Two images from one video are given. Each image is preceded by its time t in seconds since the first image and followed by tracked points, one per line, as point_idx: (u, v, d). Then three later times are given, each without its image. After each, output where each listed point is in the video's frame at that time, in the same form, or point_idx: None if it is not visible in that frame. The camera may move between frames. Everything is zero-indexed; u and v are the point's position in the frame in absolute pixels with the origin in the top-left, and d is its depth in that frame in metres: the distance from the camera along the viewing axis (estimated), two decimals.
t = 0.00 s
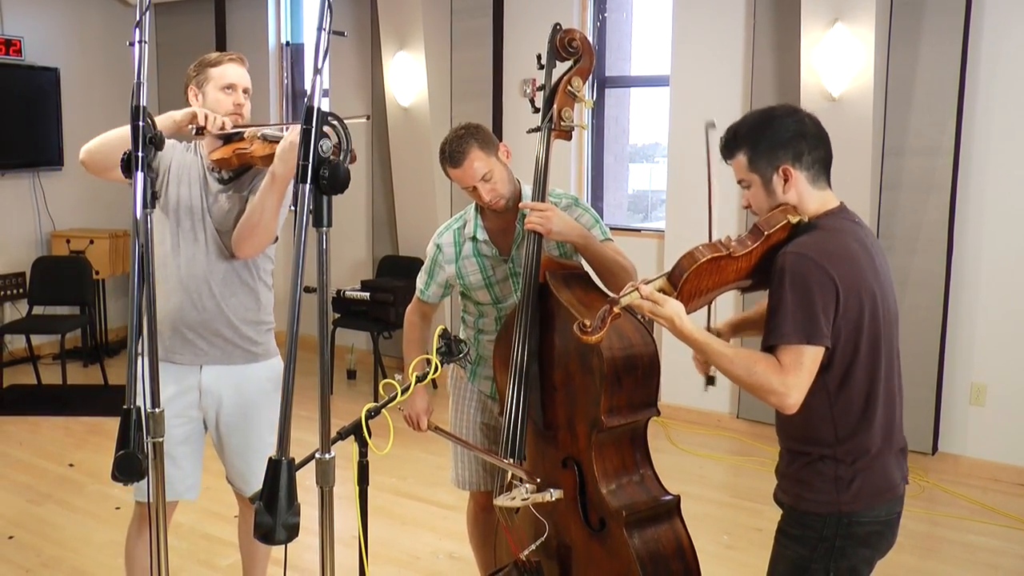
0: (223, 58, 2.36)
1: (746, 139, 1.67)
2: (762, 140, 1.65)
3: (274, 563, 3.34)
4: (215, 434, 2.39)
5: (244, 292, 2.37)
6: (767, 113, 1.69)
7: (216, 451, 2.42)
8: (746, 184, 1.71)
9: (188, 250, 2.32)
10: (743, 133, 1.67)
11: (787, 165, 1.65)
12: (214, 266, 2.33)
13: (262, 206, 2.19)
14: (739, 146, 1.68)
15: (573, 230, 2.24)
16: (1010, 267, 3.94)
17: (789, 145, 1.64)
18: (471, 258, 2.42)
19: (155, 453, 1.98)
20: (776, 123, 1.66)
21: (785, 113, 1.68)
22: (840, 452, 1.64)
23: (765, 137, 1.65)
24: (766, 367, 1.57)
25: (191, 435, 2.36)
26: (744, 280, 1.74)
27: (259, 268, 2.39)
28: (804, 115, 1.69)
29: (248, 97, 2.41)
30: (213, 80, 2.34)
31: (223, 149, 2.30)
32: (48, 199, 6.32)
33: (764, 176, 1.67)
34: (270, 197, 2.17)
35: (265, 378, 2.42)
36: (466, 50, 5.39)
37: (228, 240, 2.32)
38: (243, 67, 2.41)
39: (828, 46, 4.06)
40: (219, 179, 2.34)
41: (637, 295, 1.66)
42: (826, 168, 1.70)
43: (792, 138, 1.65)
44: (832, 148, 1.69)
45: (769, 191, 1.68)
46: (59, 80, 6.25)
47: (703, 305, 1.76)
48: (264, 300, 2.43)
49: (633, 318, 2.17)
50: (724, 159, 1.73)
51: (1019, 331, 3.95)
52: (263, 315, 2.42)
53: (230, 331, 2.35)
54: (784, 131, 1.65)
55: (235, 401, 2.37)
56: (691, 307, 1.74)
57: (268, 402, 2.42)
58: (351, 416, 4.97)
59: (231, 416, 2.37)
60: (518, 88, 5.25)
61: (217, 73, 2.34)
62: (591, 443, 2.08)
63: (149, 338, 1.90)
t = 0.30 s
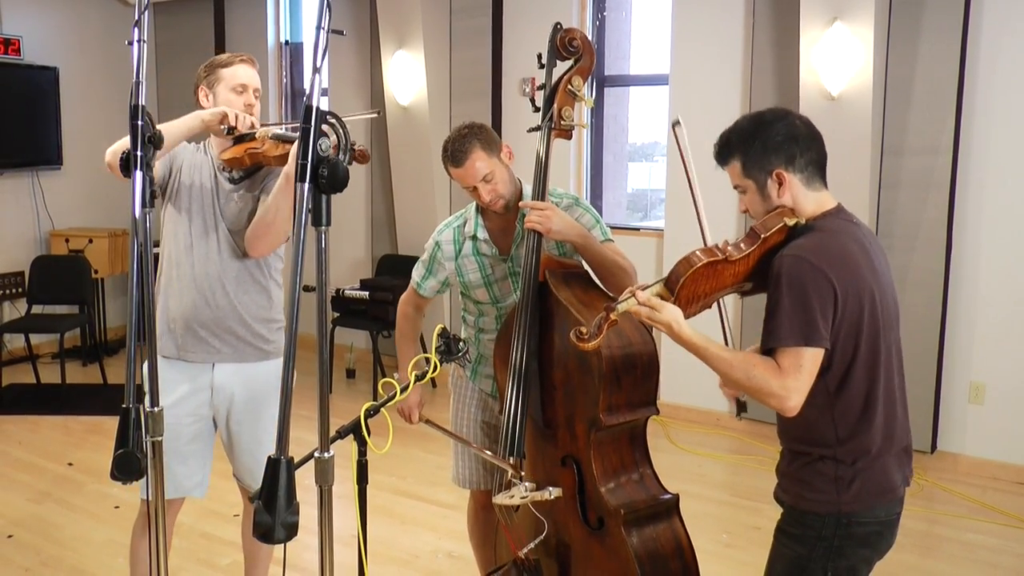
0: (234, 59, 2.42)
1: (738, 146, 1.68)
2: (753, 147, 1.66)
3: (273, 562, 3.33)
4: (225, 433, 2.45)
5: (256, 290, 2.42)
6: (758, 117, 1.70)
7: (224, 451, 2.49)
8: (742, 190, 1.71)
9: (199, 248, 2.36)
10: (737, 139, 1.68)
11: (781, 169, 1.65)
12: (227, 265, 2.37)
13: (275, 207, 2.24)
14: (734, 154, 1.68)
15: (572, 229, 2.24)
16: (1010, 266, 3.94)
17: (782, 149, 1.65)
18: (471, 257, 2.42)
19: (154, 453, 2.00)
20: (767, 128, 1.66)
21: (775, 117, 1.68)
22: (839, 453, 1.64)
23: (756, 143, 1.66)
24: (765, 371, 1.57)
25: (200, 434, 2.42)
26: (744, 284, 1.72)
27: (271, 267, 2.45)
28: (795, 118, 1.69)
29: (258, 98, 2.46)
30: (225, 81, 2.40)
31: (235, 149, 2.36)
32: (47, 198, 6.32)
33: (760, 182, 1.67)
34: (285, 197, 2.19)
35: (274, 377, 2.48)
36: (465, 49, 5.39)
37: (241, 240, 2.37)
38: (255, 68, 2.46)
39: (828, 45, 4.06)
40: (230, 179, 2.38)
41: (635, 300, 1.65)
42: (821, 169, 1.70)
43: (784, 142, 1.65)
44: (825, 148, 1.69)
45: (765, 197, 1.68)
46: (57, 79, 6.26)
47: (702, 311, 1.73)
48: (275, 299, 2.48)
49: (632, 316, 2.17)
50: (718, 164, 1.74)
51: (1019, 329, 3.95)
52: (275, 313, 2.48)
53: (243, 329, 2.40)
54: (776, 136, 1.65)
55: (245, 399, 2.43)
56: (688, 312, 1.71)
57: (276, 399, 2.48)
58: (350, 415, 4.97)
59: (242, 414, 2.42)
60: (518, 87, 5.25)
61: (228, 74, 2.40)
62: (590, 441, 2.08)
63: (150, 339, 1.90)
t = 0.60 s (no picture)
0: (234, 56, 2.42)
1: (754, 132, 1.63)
2: (770, 135, 1.61)
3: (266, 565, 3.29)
4: (222, 434, 2.47)
5: (255, 290, 2.45)
6: (776, 105, 1.65)
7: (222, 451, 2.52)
8: (753, 178, 1.66)
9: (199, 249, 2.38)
10: (753, 126, 1.64)
11: (796, 161, 1.61)
12: (226, 265, 2.40)
13: (276, 208, 2.30)
14: (749, 141, 1.64)
15: (570, 227, 2.21)
16: (1010, 263, 3.92)
17: (800, 140, 1.61)
18: (469, 256, 2.38)
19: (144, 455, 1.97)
20: (786, 118, 1.62)
21: (795, 106, 1.63)
22: (838, 454, 1.61)
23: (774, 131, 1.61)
24: (760, 368, 1.53)
25: (197, 433, 2.46)
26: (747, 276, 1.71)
27: (270, 266, 2.47)
28: (814, 110, 1.64)
29: (257, 96, 2.47)
30: (225, 78, 2.40)
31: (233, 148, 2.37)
32: (36, 196, 6.26)
33: (773, 172, 1.63)
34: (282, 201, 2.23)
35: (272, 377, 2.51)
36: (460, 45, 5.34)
37: (241, 241, 2.41)
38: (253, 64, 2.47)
39: (826, 40, 4.04)
40: (228, 178, 2.40)
41: (633, 291, 1.64)
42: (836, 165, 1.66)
43: (803, 134, 1.61)
44: (842, 144, 1.65)
45: (777, 187, 1.64)
46: (45, 75, 6.20)
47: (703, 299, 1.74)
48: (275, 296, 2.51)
49: (630, 315, 2.14)
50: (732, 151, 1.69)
51: (1018, 327, 3.92)
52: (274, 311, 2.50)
53: (241, 329, 2.43)
54: (795, 126, 1.61)
55: (243, 399, 2.46)
56: (689, 300, 1.72)
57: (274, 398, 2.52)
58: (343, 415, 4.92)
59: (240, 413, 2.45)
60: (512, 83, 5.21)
61: (229, 70, 2.40)
62: (587, 441, 2.05)
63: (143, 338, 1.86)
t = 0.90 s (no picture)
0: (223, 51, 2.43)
1: (775, 113, 1.57)
2: (789, 119, 1.55)
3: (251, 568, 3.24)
4: (207, 435, 2.48)
5: (242, 290, 2.46)
6: (804, 88, 1.59)
7: (206, 453, 2.52)
8: (764, 160, 1.61)
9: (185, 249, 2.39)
10: (777, 105, 1.58)
11: (807, 153, 1.56)
12: (214, 265, 2.41)
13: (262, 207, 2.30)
14: (769, 119, 1.58)
15: (560, 227, 2.17)
16: (999, 261, 3.91)
17: (819, 132, 1.55)
18: (458, 256, 2.34)
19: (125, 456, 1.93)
20: (812, 106, 1.56)
21: (824, 97, 1.57)
22: (830, 460, 1.57)
23: (794, 117, 1.55)
24: (746, 362, 1.51)
25: (182, 433, 2.46)
26: (742, 266, 1.68)
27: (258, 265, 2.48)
28: (842, 104, 1.58)
29: (244, 93, 2.50)
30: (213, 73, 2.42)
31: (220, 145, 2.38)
32: (13, 195, 6.17)
33: (783, 159, 1.57)
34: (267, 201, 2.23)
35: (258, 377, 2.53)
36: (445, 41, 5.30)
37: (228, 240, 2.41)
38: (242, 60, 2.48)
39: (814, 36, 4.01)
40: (215, 176, 2.42)
41: (622, 275, 1.61)
42: (848, 165, 1.60)
43: (825, 126, 1.55)
44: (860, 146, 1.60)
45: (783, 176, 1.59)
46: (22, 72, 6.11)
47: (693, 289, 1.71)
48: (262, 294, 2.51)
49: (620, 314, 2.10)
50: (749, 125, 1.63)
51: (1008, 325, 3.92)
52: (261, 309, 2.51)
53: (228, 329, 2.44)
54: (818, 117, 1.55)
55: (229, 399, 2.47)
56: (678, 290, 1.69)
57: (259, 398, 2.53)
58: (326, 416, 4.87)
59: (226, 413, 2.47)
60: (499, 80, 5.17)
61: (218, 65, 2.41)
62: (576, 441, 2.02)
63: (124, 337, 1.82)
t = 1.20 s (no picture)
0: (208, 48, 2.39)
1: (807, 102, 1.52)
2: (819, 113, 1.50)
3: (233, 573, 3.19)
4: (190, 437, 2.43)
5: (226, 290, 2.42)
6: (839, 82, 1.53)
7: (189, 456, 2.48)
8: (785, 148, 1.56)
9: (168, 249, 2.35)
10: (810, 94, 1.52)
11: (830, 151, 1.51)
12: (197, 264, 2.37)
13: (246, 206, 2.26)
14: (798, 108, 1.53)
15: (544, 228, 2.12)
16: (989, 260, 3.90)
17: (847, 132, 1.50)
18: (443, 250, 2.30)
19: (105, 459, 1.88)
20: (846, 103, 1.50)
21: (860, 95, 1.51)
22: (819, 477, 1.55)
23: (826, 112, 1.50)
24: (731, 365, 1.48)
25: (164, 436, 2.41)
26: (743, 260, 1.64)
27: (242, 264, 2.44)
28: (877, 104, 1.52)
29: (229, 90, 2.46)
30: (198, 71, 2.39)
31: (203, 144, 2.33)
32: None
33: (806, 153, 1.52)
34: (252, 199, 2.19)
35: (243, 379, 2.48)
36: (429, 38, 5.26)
37: (212, 239, 2.37)
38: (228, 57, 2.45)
39: (802, 34, 4.01)
40: (199, 175, 2.38)
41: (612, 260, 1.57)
42: (870, 171, 1.55)
43: (856, 129, 1.50)
44: (888, 153, 1.54)
45: (802, 169, 1.55)
46: None
47: (689, 273, 1.68)
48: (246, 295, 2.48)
49: (606, 314, 2.06)
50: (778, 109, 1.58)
51: (997, 324, 3.91)
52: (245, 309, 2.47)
53: (211, 330, 2.40)
54: (853, 117, 1.50)
55: (212, 401, 2.42)
56: (672, 273, 1.66)
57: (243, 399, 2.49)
58: (309, 418, 4.82)
59: (208, 416, 2.41)
60: (484, 77, 5.12)
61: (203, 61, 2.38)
62: (561, 443, 1.98)
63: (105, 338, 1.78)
